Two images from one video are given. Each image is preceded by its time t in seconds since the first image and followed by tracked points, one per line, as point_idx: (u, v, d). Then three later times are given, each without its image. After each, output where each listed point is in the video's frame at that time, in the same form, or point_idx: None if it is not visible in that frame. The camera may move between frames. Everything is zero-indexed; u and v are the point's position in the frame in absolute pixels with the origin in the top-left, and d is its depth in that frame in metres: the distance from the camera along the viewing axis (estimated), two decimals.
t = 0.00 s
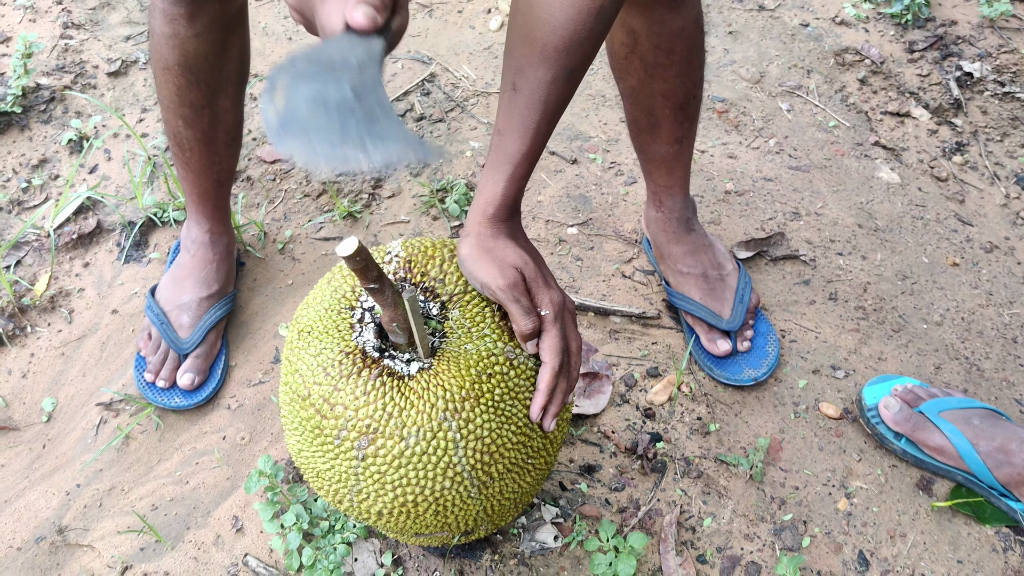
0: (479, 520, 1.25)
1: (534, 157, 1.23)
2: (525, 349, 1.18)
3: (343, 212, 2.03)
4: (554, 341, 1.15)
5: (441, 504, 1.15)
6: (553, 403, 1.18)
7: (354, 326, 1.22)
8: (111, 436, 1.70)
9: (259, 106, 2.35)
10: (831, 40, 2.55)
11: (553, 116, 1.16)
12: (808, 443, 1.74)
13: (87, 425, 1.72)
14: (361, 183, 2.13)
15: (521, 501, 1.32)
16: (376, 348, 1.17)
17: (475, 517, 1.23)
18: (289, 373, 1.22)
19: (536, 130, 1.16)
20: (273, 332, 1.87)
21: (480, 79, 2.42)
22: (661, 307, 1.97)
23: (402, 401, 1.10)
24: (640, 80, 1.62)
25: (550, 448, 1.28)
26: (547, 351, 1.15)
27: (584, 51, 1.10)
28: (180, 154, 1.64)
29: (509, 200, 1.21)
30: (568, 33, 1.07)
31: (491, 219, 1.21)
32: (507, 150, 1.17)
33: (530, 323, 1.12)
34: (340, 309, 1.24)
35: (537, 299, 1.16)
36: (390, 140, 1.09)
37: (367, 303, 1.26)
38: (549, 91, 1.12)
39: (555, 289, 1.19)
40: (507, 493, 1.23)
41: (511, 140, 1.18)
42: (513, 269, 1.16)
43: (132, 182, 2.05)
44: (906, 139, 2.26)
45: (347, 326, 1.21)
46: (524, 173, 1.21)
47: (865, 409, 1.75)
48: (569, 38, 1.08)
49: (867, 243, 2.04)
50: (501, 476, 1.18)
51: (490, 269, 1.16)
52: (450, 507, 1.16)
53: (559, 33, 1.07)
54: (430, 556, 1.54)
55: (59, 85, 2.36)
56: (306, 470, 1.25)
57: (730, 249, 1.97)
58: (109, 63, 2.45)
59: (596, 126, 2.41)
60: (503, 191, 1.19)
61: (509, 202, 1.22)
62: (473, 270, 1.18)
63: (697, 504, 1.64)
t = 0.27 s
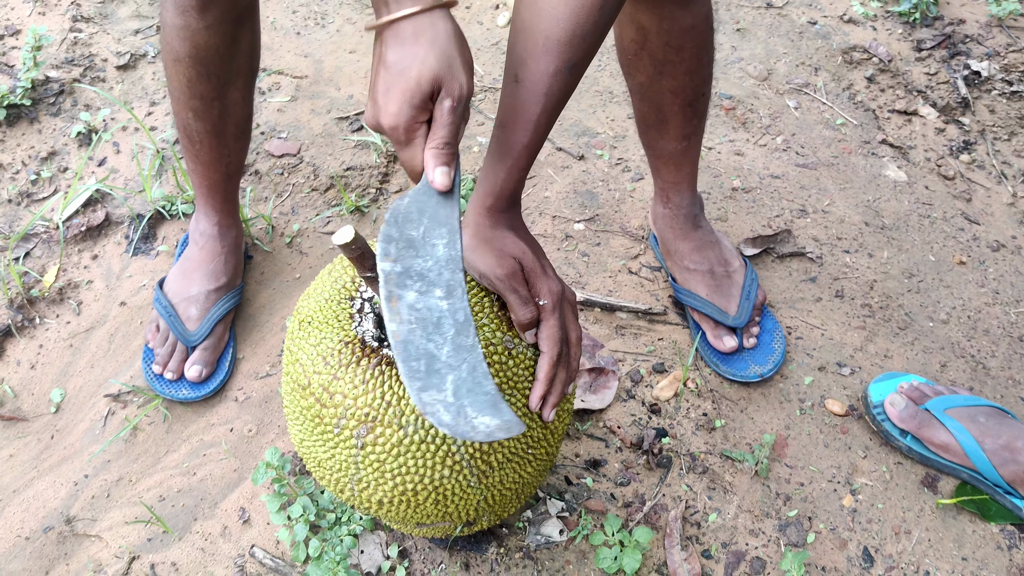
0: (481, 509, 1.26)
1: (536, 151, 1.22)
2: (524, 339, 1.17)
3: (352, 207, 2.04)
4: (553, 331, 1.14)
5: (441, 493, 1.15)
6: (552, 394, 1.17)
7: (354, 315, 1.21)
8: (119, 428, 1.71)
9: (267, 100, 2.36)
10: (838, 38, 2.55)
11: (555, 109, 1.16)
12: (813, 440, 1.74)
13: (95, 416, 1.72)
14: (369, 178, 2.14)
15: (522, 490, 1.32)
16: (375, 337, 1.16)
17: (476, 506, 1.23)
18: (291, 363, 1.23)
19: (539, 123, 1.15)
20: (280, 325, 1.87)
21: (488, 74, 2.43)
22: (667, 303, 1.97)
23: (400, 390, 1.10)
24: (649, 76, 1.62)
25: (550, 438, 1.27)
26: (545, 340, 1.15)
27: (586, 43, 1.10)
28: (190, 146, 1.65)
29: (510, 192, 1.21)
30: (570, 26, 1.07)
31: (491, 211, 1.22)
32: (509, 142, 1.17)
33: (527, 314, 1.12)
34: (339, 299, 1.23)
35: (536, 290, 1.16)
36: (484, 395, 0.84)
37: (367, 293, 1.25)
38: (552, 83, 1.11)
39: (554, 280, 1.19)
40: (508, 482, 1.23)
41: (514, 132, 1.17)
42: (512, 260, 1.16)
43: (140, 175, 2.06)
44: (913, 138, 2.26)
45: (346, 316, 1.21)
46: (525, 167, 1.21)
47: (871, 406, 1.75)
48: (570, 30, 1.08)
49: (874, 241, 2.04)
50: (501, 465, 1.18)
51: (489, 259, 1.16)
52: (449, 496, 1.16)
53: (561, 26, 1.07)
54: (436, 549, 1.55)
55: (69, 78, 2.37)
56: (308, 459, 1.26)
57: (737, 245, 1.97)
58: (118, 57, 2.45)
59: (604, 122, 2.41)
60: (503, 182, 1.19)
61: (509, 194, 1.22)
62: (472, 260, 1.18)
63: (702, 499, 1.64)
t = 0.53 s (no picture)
0: (496, 503, 1.26)
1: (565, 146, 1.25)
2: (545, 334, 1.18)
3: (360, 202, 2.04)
4: (576, 326, 1.16)
5: (459, 486, 1.15)
6: (570, 389, 1.18)
7: (378, 307, 1.22)
8: (127, 420, 1.71)
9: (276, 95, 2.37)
10: (847, 37, 2.55)
11: (583, 105, 1.18)
12: (820, 438, 1.74)
13: (103, 408, 1.73)
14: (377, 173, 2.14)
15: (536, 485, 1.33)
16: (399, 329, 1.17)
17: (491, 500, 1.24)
18: (313, 352, 1.23)
19: (567, 118, 1.18)
20: (288, 320, 1.88)
21: (496, 71, 2.44)
22: (675, 302, 1.97)
23: (425, 382, 1.10)
24: (658, 73, 1.61)
25: (565, 434, 1.28)
26: (567, 336, 1.16)
27: (612, 39, 1.13)
28: (199, 142, 1.65)
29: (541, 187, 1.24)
30: (597, 22, 1.10)
31: (522, 205, 1.24)
32: (537, 137, 1.20)
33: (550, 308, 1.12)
34: (363, 290, 1.24)
35: (562, 284, 1.17)
36: (444, 177, 0.70)
37: (390, 286, 1.26)
38: (579, 79, 1.14)
39: (580, 275, 1.20)
40: (524, 476, 1.23)
41: (542, 128, 1.20)
42: (540, 254, 1.18)
43: (149, 169, 2.06)
44: (922, 137, 2.26)
45: (370, 307, 1.21)
46: (556, 161, 1.24)
47: (877, 404, 1.75)
48: (598, 27, 1.11)
49: (881, 239, 2.04)
50: (519, 459, 1.18)
51: (517, 252, 1.18)
52: (467, 489, 1.17)
53: (588, 22, 1.10)
54: (443, 543, 1.55)
55: (78, 72, 2.38)
56: (326, 449, 1.26)
57: (744, 243, 1.97)
58: (128, 51, 2.46)
59: (612, 119, 2.41)
60: (533, 178, 1.22)
61: (540, 189, 1.24)
62: (500, 253, 1.20)
63: (708, 496, 1.64)
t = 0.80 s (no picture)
0: (489, 506, 1.24)
1: (554, 145, 1.27)
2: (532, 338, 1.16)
3: (363, 201, 2.05)
4: (563, 326, 1.14)
5: (447, 492, 1.13)
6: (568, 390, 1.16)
7: (359, 313, 1.22)
8: (131, 418, 1.72)
9: (280, 94, 2.37)
10: (851, 39, 2.55)
11: (570, 103, 1.20)
12: (822, 439, 1.74)
13: (107, 406, 1.73)
14: (380, 172, 2.14)
15: (530, 487, 1.30)
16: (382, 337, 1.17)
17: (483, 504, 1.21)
18: (297, 363, 1.23)
19: (554, 115, 1.19)
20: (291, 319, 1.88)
21: (500, 71, 2.44)
22: (678, 303, 1.98)
23: (405, 389, 1.09)
24: (655, 75, 1.61)
25: (558, 436, 1.25)
26: (554, 336, 1.14)
27: (597, 37, 1.15)
28: (196, 150, 1.65)
29: (531, 187, 1.24)
30: (580, 20, 1.13)
31: (512, 205, 1.24)
32: (525, 136, 1.22)
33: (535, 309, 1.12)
34: (346, 299, 1.24)
35: (548, 283, 1.17)
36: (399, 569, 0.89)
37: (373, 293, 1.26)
38: (564, 75, 1.17)
39: (569, 274, 1.19)
40: (516, 480, 1.21)
41: (530, 126, 1.22)
42: (528, 255, 1.18)
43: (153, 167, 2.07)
44: (925, 139, 2.26)
45: (352, 315, 1.21)
46: (546, 160, 1.24)
47: (879, 406, 1.75)
48: (581, 26, 1.13)
49: (884, 241, 2.04)
50: (507, 464, 1.16)
51: (506, 251, 1.19)
52: (457, 495, 1.15)
53: (572, 20, 1.13)
54: (445, 543, 1.55)
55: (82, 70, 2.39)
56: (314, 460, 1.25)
57: (747, 244, 1.97)
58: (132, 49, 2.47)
59: (615, 120, 2.41)
60: (523, 176, 1.22)
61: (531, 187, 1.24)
62: (490, 252, 1.21)
63: (710, 497, 1.64)
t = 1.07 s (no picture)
0: (466, 516, 1.25)
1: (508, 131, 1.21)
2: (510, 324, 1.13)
3: (356, 198, 2.05)
4: (533, 298, 1.10)
5: (420, 507, 1.14)
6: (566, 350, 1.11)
7: (323, 331, 1.20)
8: (123, 415, 1.71)
9: (273, 90, 2.36)
10: (846, 36, 2.55)
11: (525, 88, 1.17)
12: (815, 437, 1.74)
13: (99, 403, 1.73)
14: (374, 169, 2.13)
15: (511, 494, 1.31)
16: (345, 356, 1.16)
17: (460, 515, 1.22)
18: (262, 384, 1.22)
19: (507, 95, 1.16)
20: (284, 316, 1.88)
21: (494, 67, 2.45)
22: (672, 300, 1.97)
23: (370, 408, 1.09)
24: (647, 72, 1.61)
25: (535, 445, 1.26)
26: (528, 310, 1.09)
27: (555, 24, 1.14)
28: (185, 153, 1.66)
29: (483, 171, 1.17)
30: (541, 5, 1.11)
31: (463, 186, 1.16)
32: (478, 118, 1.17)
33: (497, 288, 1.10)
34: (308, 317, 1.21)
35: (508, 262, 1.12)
36: None
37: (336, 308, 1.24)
38: (517, 54, 1.14)
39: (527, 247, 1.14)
40: (493, 490, 1.22)
41: (484, 108, 1.17)
42: (482, 237, 1.13)
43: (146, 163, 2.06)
44: (919, 136, 2.26)
45: (315, 334, 1.19)
46: (500, 143, 1.19)
47: (873, 404, 1.75)
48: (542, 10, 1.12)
49: (878, 239, 2.04)
50: (480, 477, 1.17)
51: (462, 238, 1.14)
52: (431, 509, 1.15)
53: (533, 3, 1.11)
54: (438, 541, 1.55)
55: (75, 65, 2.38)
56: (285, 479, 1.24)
57: (741, 241, 1.97)
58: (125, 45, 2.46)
59: (609, 117, 2.41)
60: (474, 156, 1.16)
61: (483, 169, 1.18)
62: (448, 238, 1.16)
63: (703, 494, 1.64)
